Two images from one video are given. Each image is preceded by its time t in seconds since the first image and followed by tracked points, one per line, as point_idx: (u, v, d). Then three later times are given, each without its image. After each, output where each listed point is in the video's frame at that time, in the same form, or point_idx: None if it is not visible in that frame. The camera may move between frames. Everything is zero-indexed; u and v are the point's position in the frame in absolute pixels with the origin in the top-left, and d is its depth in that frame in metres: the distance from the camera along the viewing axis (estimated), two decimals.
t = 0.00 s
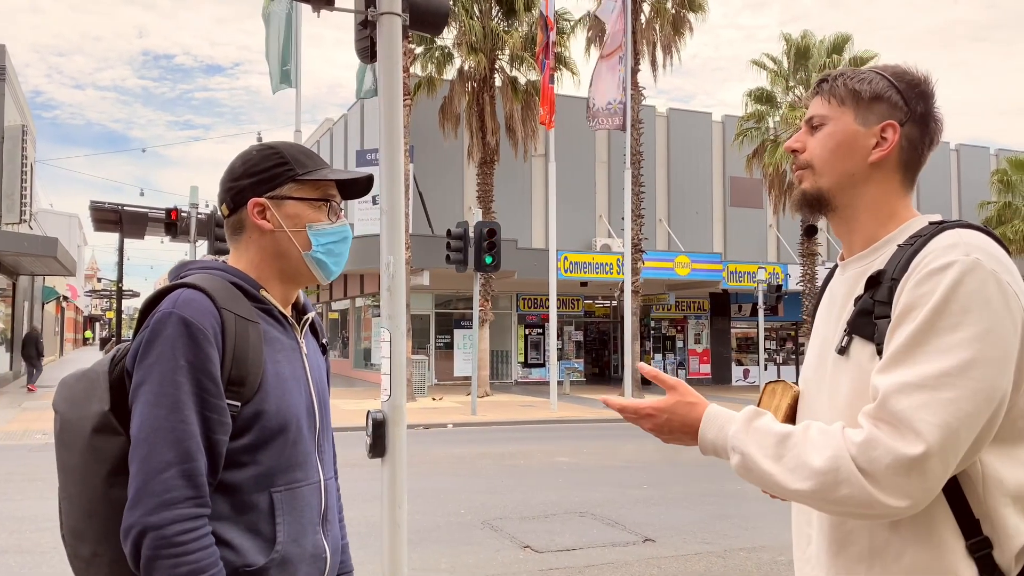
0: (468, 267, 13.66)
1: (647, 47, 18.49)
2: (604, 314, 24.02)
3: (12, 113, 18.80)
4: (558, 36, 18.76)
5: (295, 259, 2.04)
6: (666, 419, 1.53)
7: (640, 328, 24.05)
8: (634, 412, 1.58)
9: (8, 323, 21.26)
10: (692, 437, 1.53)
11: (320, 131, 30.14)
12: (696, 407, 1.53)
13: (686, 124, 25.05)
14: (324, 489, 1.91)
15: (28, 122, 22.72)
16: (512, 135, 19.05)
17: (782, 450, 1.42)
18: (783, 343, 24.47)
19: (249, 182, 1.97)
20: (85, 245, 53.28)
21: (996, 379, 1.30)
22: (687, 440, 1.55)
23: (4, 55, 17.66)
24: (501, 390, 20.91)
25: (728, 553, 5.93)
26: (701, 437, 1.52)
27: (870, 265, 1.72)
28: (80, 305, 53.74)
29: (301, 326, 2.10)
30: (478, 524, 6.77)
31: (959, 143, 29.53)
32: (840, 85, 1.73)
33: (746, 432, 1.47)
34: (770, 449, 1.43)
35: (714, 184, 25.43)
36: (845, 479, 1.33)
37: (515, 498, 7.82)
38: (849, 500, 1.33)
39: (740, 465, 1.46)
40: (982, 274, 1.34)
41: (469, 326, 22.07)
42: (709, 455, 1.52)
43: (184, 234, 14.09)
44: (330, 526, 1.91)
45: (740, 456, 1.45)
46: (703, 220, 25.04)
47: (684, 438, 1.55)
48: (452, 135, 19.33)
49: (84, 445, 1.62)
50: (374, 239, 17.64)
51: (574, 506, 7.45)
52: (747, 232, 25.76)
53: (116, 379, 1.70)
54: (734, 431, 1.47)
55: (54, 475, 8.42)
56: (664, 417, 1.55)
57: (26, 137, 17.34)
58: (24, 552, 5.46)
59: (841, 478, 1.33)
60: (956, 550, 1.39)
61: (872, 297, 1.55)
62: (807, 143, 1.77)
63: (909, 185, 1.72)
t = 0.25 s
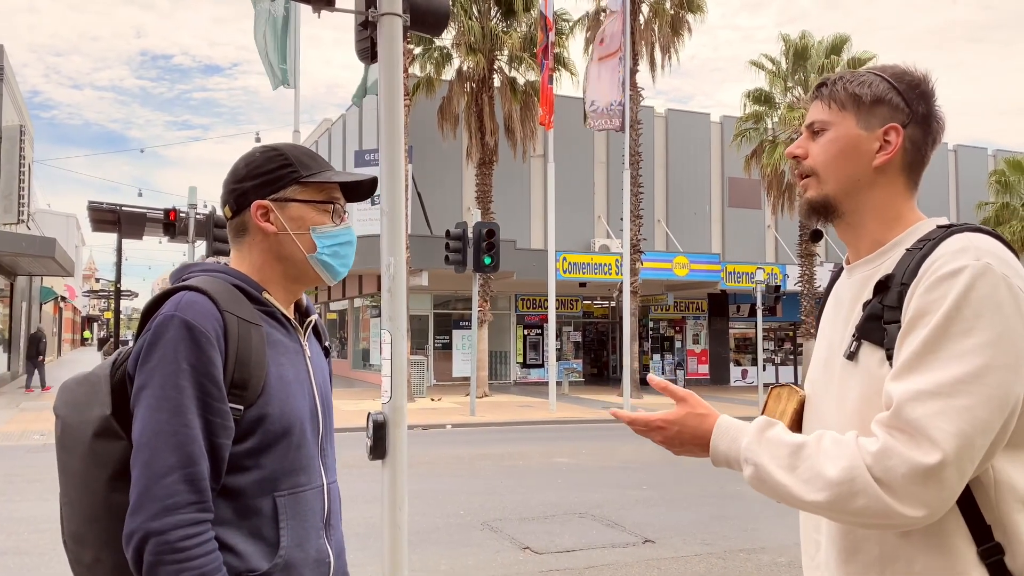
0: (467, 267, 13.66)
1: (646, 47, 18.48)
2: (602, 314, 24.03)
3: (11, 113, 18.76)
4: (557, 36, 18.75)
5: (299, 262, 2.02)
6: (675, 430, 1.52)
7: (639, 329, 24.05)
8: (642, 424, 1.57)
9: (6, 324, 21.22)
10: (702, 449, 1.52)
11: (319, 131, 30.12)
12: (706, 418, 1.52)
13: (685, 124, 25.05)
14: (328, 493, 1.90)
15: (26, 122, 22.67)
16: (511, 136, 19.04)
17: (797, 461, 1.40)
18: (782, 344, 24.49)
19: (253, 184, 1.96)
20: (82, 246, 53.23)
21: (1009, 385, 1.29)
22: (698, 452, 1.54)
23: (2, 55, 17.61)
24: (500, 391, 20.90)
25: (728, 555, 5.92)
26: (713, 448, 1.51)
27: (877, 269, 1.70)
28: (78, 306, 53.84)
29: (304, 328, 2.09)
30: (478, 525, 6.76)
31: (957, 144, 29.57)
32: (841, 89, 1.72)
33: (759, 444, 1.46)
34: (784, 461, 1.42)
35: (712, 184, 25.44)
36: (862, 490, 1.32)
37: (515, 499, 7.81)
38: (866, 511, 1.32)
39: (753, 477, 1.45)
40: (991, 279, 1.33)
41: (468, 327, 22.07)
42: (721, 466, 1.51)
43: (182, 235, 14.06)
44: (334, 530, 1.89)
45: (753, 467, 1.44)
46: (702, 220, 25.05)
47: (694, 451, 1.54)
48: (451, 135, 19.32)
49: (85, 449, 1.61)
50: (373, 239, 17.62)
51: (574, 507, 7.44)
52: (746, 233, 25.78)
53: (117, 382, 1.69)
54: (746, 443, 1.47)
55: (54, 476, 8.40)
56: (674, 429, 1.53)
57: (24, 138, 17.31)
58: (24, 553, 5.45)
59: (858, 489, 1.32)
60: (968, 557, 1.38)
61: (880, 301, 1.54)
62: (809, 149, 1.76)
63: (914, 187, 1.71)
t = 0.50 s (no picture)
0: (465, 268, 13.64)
1: (644, 48, 18.46)
2: (601, 315, 24.02)
3: (8, 114, 18.70)
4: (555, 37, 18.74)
5: (298, 270, 2.01)
6: (690, 460, 1.47)
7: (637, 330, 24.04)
8: (656, 453, 1.52)
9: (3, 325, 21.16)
10: (718, 471, 1.47)
11: (317, 131, 30.09)
12: (723, 443, 1.47)
13: (684, 125, 25.06)
14: (326, 499, 1.88)
15: (24, 122, 22.61)
16: (509, 137, 19.03)
17: (821, 483, 1.37)
18: (780, 345, 24.48)
19: (258, 188, 1.94)
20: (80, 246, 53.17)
21: None
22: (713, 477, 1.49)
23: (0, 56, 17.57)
24: (498, 392, 20.88)
25: (728, 556, 5.92)
26: (731, 472, 1.45)
27: (885, 275, 1.69)
28: (75, 307, 53.79)
29: (303, 334, 2.08)
30: (477, 527, 6.75)
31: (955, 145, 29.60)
32: (844, 92, 1.71)
33: (781, 465, 1.42)
34: (809, 481, 1.39)
35: (711, 185, 25.44)
36: (892, 507, 1.30)
37: (513, 501, 7.80)
38: (896, 530, 1.30)
39: (777, 500, 1.42)
40: (1005, 286, 1.33)
41: (466, 328, 22.06)
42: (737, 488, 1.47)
43: (180, 236, 14.01)
44: (333, 536, 1.88)
45: (777, 490, 1.40)
46: (700, 221, 25.06)
47: (710, 477, 1.49)
48: (450, 137, 19.31)
49: (83, 455, 1.59)
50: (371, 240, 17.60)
51: (573, 509, 7.43)
52: (744, 234, 25.79)
53: (115, 388, 1.67)
54: (769, 463, 1.43)
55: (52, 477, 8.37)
56: (690, 457, 1.48)
57: (22, 138, 17.26)
58: (22, 556, 5.42)
59: (887, 507, 1.30)
60: (979, 567, 1.37)
61: (891, 307, 1.52)
62: (814, 155, 1.75)
63: (919, 191, 1.70)
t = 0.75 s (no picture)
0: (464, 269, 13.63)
1: (643, 49, 18.46)
2: (599, 317, 24.00)
3: (6, 114, 18.65)
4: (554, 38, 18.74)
5: (296, 276, 1.99)
6: (719, 481, 1.46)
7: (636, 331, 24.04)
8: (677, 476, 1.51)
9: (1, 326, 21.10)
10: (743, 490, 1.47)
11: (315, 132, 30.07)
12: (746, 463, 1.48)
13: (682, 127, 25.07)
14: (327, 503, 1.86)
15: (21, 123, 22.57)
16: (508, 138, 19.02)
17: (851, 500, 1.36)
18: (778, 346, 24.46)
19: (259, 193, 1.92)
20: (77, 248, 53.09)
21: None
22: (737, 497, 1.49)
23: None
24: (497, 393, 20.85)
25: (728, 558, 5.91)
26: (757, 493, 1.46)
27: (891, 280, 1.67)
28: (73, 307, 53.75)
29: (306, 337, 2.06)
30: (477, 528, 6.73)
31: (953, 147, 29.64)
32: (847, 98, 1.70)
33: (809, 483, 1.41)
34: (838, 498, 1.38)
35: (709, 186, 25.45)
36: (925, 524, 1.30)
37: (512, 503, 7.77)
38: (930, 545, 1.30)
39: (806, 520, 1.40)
40: None
41: (465, 329, 22.01)
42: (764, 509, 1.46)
43: (179, 237, 13.93)
44: (332, 542, 1.86)
45: (804, 510, 1.39)
46: (699, 223, 25.06)
47: (732, 492, 1.48)
48: (448, 138, 19.30)
49: (88, 452, 1.59)
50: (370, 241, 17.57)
51: (573, 510, 7.42)
52: (743, 235, 25.80)
53: (121, 385, 1.67)
54: (797, 483, 1.41)
55: (50, 479, 8.33)
56: (715, 480, 1.48)
57: (19, 139, 17.22)
58: (21, 558, 5.39)
59: (920, 523, 1.30)
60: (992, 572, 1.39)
61: (906, 312, 1.50)
62: (818, 161, 1.74)
63: (924, 196, 1.69)
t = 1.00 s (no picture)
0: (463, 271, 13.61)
1: (641, 51, 18.48)
2: (598, 318, 24.01)
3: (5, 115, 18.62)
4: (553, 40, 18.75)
5: (299, 279, 1.98)
6: (752, 503, 1.46)
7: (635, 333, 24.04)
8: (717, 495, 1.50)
9: None
10: (782, 508, 1.46)
11: (314, 134, 30.07)
12: (786, 480, 1.48)
13: (681, 128, 25.09)
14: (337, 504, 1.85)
15: (19, 125, 22.55)
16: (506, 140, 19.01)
17: (890, 513, 1.36)
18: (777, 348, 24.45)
19: (263, 195, 1.91)
20: (76, 249, 53.04)
21: None
22: (780, 518, 1.47)
23: None
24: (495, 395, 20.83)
25: (729, 560, 5.89)
26: (797, 510, 1.44)
27: (897, 284, 1.66)
28: (72, 309, 53.77)
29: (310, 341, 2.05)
30: (477, 531, 6.71)
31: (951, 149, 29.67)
32: (844, 103, 1.69)
33: (847, 497, 1.40)
34: (876, 511, 1.37)
35: (708, 188, 25.46)
36: (967, 535, 1.29)
37: (512, 505, 7.76)
38: (974, 557, 1.29)
39: (845, 535, 1.39)
40: None
41: (463, 331, 21.98)
42: (805, 528, 1.44)
43: (178, 238, 13.79)
44: (343, 540, 1.85)
45: (845, 525, 1.38)
46: (697, 225, 25.07)
47: (778, 518, 1.47)
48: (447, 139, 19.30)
49: (101, 456, 1.59)
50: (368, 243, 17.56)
51: (572, 513, 7.40)
52: (741, 237, 25.81)
53: (132, 388, 1.66)
54: (834, 499, 1.40)
55: (49, 482, 8.31)
56: (753, 496, 1.47)
57: (18, 140, 17.19)
58: (20, 561, 5.37)
59: (961, 534, 1.29)
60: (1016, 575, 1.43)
61: (916, 317, 1.50)
62: (817, 166, 1.73)
63: (925, 199, 1.68)
